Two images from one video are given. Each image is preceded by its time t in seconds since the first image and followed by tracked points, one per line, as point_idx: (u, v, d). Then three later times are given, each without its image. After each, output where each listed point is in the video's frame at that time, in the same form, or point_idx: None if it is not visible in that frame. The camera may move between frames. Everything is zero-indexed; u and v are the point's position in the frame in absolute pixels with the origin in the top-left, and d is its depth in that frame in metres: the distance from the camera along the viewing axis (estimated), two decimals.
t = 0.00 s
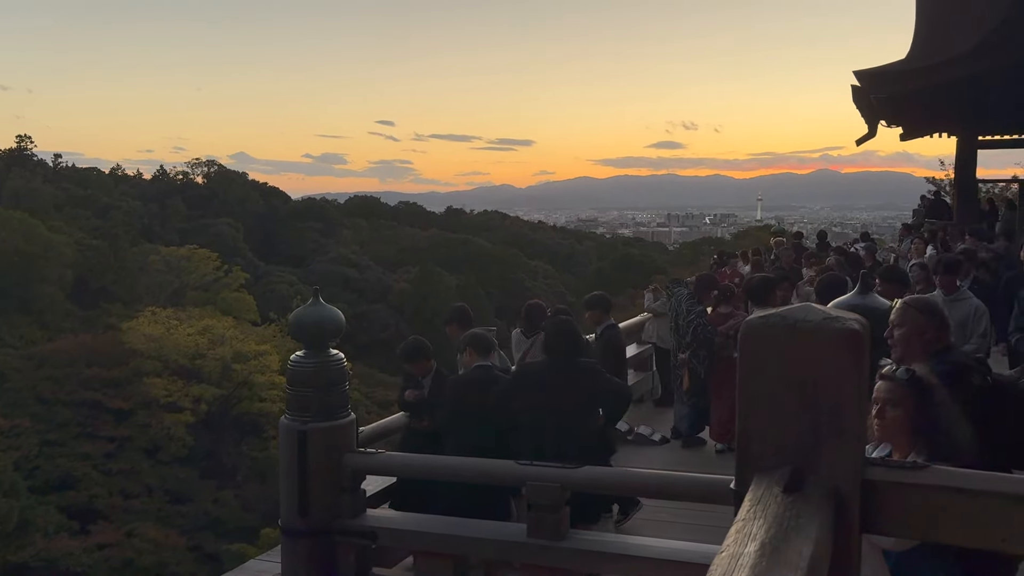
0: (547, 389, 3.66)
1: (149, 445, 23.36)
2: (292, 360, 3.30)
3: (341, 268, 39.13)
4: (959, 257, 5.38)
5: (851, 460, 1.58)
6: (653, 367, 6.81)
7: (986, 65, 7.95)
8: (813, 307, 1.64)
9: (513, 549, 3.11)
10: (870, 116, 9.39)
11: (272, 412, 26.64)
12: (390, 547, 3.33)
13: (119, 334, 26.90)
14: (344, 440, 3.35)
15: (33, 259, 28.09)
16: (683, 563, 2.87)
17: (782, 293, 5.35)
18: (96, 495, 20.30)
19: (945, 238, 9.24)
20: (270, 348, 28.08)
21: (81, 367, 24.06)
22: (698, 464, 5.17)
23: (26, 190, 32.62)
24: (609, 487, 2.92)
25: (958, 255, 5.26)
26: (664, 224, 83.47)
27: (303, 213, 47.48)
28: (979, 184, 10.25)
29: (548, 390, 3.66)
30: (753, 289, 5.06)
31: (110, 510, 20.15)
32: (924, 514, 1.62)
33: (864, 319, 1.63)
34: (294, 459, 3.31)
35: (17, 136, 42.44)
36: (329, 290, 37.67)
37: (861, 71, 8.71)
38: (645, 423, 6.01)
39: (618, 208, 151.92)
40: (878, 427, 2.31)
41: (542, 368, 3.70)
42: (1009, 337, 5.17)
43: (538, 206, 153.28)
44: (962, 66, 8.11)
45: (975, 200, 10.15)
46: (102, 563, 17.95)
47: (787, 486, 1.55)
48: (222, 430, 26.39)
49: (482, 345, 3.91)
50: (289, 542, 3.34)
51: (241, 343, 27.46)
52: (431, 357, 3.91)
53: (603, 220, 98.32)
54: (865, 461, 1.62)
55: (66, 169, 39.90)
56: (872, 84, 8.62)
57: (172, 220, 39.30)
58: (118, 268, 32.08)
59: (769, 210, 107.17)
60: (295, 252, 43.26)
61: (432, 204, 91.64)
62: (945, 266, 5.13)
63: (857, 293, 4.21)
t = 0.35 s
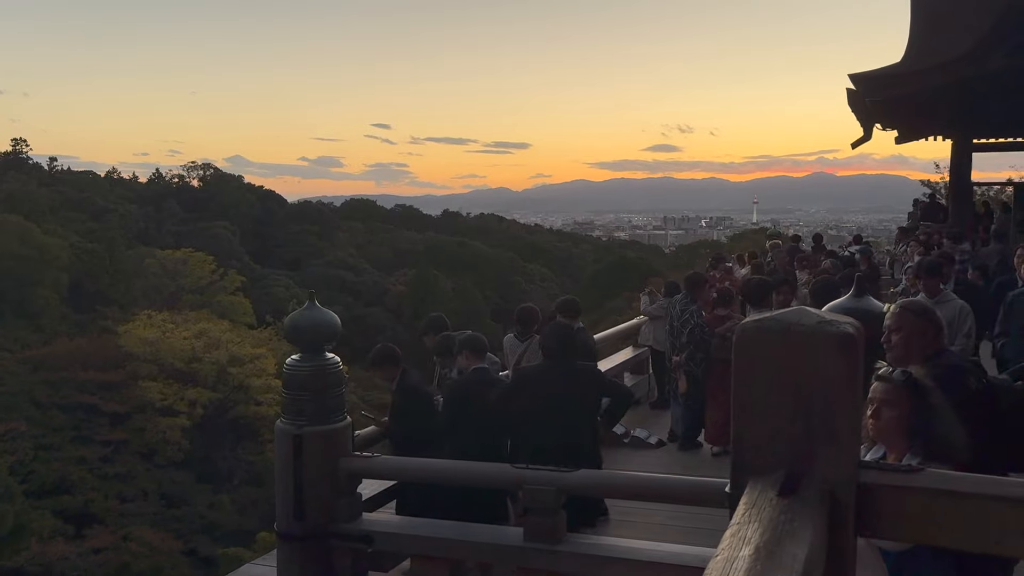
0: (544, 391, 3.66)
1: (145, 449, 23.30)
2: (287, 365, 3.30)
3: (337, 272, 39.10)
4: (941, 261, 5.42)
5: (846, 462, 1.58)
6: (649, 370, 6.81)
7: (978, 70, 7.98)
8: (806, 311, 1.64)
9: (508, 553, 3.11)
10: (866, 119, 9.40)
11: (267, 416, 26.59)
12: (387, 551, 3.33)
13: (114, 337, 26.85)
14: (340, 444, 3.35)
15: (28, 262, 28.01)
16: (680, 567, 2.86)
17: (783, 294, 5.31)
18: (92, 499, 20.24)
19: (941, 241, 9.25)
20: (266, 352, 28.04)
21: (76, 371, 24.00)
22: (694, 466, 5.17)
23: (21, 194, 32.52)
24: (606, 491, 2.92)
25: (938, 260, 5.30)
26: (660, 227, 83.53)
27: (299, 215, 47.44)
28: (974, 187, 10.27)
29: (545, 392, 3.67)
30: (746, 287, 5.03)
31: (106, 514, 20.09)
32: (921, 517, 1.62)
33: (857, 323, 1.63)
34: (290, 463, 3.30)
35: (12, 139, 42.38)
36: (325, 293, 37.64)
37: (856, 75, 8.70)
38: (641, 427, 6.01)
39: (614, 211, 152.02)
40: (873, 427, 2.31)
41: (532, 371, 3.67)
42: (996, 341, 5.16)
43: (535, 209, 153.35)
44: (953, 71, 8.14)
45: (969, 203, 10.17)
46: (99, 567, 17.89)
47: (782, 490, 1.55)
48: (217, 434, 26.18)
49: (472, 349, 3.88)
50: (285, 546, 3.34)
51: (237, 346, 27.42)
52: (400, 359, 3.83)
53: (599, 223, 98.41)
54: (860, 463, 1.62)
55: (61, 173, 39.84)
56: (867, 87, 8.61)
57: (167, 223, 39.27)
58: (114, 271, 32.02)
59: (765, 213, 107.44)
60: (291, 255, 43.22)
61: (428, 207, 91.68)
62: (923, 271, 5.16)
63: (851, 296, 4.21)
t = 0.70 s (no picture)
0: (539, 394, 3.67)
1: (141, 453, 23.24)
2: (284, 368, 3.30)
3: (334, 274, 39.08)
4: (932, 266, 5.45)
5: (842, 465, 1.58)
6: (646, 372, 6.81)
7: (973, 74, 8.02)
8: (802, 313, 1.65)
9: (505, 556, 3.11)
10: (862, 122, 9.43)
11: (264, 419, 26.56)
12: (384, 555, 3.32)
13: (111, 340, 26.80)
14: (336, 447, 3.34)
15: (24, 264, 27.95)
16: (679, 570, 2.86)
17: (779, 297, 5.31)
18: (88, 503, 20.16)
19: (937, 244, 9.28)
20: (263, 355, 28.02)
21: (73, 374, 23.94)
22: (692, 469, 5.16)
23: (17, 197, 32.46)
24: (603, 494, 2.92)
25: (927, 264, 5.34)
26: (656, 229, 83.64)
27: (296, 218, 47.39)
28: (970, 190, 10.30)
29: (540, 395, 3.67)
30: (733, 291, 5.00)
31: (102, 519, 20.01)
32: (914, 521, 1.62)
33: (853, 324, 1.64)
34: (286, 465, 3.30)
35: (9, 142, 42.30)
36: (322, 296, 37.61)
37: (853, 77, 8.72)
38: (638, 429, 6.01)
39: (611, 213, 152.11)
40: (869, 430, 2.31)
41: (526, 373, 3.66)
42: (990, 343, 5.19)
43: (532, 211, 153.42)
44: (948, 74, 8.18)
45: (966, 206, 10.20)
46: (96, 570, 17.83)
47: (778, 493, 1.55)
48: (214, 437, 26.31)
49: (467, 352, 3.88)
50: (281, 549, 3.33)
51: (234, 349, 27.40)
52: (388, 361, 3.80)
53: (595, 225, 98.57)
54: (856, 465, 1.62)
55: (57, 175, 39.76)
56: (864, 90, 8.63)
57: (164, 226, 39.23)
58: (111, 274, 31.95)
59: (761, 215, 107.74)
60: (288, 258, 43.18)
61: (425, 209, 91.73)
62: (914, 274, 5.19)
63: (847, 299, 4.21)
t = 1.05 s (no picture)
0: (534, 396, 3.66)
1: (138, 455, 23.19)
2: (281, 370, 3.30)
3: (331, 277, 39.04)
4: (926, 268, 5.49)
5: (836, 467, 1.59)
6: (644, 375, 6.80)
7: (969, 77, 8.05)
8: (798, 315, 1.65)
9: (502, 558, 3.11)
10: (859, 124, 9.47)
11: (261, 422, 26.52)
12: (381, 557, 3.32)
13: (108, 343, 26.75)
14: (333, 449, 3.34)
15: (21, 267, 27.91)
16: (678, 571, 2.86)
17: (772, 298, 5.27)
18: (84, 505, 20.11)
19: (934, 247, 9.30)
20: (260, 357, 27.98)
21: (69, 377, 23.90)
22: (689, 472, 5.15)
23: (14, 200, 32.39)
24: (600, 496, 2.91)
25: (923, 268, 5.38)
26: (654, 232, 83.59)
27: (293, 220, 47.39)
28: (966, 191, 10.32)
29: (536, 396, 3.67)
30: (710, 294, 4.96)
31: (98, 521, 19.93)
32: (910, 523, 1.62)
33: (848, 327, 1.64)
34: (282, 468, 3.30)
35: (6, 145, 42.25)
36: (319, 298, 37.59)
37: (849, 79, 8.77)
38: (635, 432, 6.00)
39: (608, 215, 152.09)
40: (866, 431, 2.30)
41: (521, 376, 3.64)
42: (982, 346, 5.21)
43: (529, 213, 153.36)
44: (943, 77, 8.22)
45: (962, 208, 10.22)
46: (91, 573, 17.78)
47: (773, 495, 1.55)
48: (211, 439, 26.32)
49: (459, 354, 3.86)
50: (277, 552, 3.33)
51: (231, 351, 27.39)
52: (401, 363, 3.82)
53: (593, 228, 98.64)
54: (850, 465, 1.62)
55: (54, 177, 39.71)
56: (861, 92, 8.67)
57: (161, 228, 39.20)
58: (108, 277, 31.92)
59: (758, 218, 107.88)
60: (285, 260, 43.14)
61: (424, 211, 91.93)
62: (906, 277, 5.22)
63: (843, 301, 4.20)
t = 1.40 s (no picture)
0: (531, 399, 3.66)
1: (135, 458, 23.13)
2: (278, 372, 3.29)
3: (329, 278, 38.99)
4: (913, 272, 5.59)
5: (832, 468, 1.59)
6: (641, 376, 6.81)
7: (965, 79, 8.09)
8: (795, 317, 1.64)
9: (500, 560, 3.11)
10: (856, 127, 9.48)
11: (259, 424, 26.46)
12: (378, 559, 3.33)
13: (105, 345, 26.69)
14: (331, 451, 3.34)
15: (17, 269, 27.86)
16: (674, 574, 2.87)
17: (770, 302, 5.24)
18: (81, 508, 20.06)
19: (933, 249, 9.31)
20: (258, 359, 27.93)
21: (66, 379, 23.84)
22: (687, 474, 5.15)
23: (11, 202, 32.27)
24: (598, 497, 2.92)
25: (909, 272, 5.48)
26: (652, 234, 83.56)
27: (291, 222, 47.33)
28: (964, 193, 10.33)
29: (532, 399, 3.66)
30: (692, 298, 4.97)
31: (95, 524, 19.87)
32: (908, 523, 1.62)
33: (846, 328, 1.63)
34: (280, 470, 3.29)
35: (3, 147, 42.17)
36: (317, 300, 37.57)
37: (846, 81, 8.77)
38: (633, 434, 6.00)
39: (606, 217, 151.74)
40: (861, 433, 2.32)
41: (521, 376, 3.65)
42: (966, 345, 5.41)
43: (528, 215, 153.22)
44: (939, 79, 8.26)
45: (959, 209, 10.23)
46: None
47: (770, 497, 1.55)
48: (209, 441, 26.09)
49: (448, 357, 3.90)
50: (276, 554, 3.33)
51: (229, 353, 27.35)
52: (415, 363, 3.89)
53: (592, 230, 98.65)
54: (849, 468, 1.62)
55: (51, 179, 39.66)
56: (858, 94, 8.68)
57: (159, 230, 39.14)
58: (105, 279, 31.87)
59: (756, 220, 107.90)
60: (283, 262, 43.07)
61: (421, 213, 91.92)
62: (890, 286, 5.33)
63: (841, 302, 4.18)
